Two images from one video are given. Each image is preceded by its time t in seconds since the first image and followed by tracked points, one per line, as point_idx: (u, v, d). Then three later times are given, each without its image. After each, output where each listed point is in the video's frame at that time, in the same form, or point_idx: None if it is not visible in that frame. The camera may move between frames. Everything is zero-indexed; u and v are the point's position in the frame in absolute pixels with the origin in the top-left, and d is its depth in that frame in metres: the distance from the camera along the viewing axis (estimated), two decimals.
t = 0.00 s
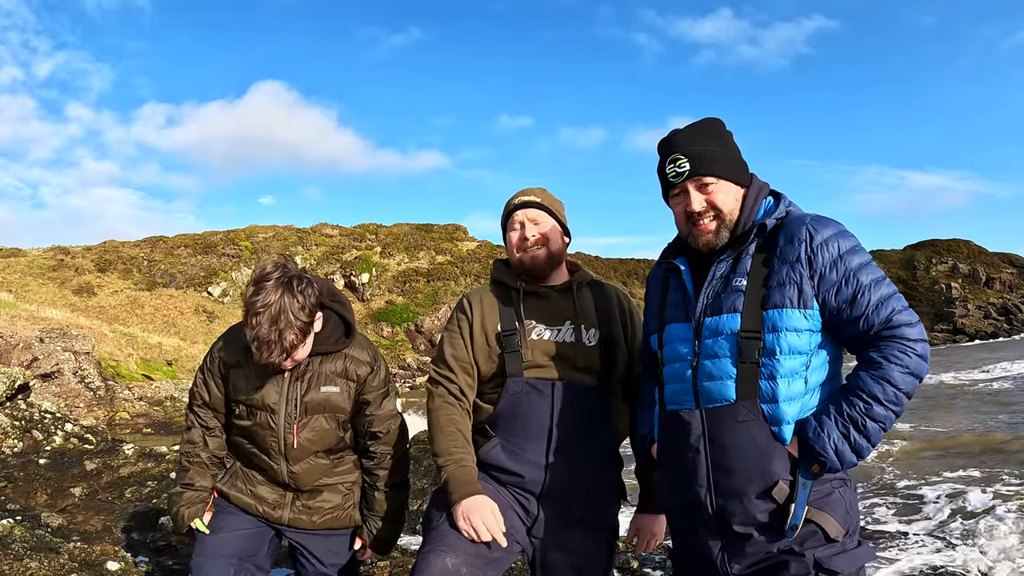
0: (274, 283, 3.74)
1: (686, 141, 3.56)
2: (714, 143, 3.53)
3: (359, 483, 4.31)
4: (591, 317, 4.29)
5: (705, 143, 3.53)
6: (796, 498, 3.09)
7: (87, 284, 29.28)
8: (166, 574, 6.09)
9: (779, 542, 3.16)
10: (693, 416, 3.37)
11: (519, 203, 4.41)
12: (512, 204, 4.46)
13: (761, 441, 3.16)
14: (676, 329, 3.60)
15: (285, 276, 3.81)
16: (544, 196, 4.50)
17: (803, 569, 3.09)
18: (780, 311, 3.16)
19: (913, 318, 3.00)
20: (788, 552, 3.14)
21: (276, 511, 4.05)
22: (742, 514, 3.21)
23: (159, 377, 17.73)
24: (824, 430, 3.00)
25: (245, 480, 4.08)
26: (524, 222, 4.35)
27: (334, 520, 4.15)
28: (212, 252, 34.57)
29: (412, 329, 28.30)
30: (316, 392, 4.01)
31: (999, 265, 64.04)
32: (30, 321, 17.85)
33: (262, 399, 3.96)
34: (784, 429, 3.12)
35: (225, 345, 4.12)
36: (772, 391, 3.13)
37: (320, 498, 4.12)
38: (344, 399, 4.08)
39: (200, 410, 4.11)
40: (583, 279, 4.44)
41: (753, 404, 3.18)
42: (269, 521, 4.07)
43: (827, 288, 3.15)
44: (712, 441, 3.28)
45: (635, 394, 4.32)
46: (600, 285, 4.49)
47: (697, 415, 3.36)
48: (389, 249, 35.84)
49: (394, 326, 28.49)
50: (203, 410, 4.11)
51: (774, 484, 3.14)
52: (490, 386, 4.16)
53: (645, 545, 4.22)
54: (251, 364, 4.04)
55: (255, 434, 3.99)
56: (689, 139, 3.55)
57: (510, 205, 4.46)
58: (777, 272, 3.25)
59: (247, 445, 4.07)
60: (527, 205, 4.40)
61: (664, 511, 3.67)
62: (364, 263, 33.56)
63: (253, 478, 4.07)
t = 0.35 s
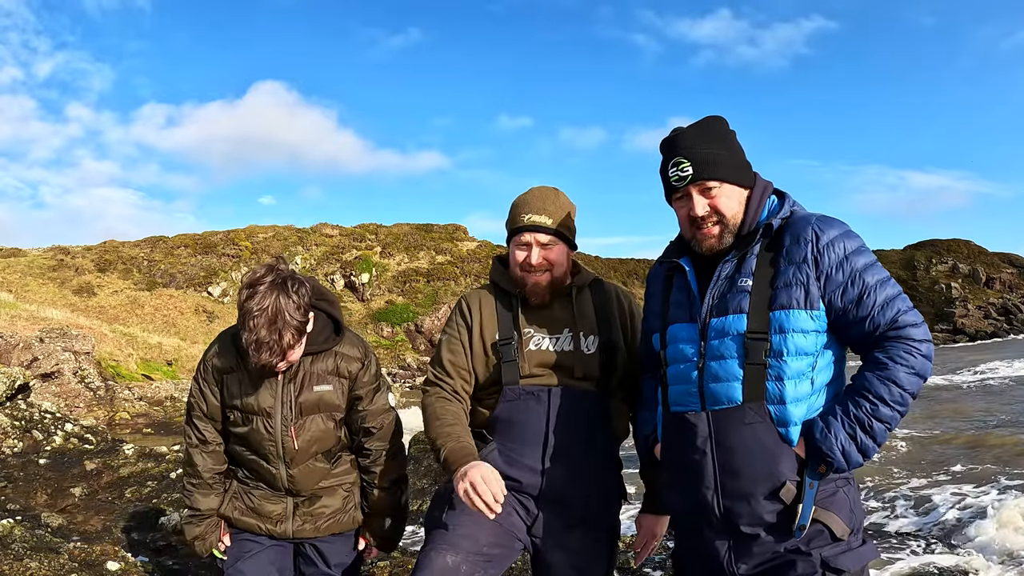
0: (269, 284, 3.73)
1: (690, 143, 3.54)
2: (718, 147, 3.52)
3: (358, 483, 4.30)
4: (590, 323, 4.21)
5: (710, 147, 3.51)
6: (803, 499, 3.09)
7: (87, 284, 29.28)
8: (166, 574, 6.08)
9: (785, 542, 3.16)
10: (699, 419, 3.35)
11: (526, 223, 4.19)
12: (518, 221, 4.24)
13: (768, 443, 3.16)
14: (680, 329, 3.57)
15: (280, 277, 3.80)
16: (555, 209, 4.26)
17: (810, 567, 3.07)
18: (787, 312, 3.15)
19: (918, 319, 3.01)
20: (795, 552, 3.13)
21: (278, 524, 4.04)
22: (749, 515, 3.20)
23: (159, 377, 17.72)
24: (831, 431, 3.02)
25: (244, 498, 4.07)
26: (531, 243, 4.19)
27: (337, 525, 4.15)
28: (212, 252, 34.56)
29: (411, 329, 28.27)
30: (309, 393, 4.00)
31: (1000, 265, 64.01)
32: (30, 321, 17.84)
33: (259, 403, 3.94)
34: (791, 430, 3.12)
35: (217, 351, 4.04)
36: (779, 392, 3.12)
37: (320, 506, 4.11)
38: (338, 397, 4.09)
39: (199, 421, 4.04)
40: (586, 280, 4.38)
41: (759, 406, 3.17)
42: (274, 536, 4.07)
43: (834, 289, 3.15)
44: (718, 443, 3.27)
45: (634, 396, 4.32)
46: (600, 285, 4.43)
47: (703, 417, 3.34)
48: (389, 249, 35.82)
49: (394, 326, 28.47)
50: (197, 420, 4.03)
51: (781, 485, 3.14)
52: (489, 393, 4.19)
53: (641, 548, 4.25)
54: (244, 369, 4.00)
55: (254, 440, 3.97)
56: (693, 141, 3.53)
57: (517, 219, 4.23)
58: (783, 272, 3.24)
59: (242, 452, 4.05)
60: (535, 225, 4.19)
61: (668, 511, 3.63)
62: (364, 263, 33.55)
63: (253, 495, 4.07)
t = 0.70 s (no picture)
0: (236, 249, 3.74)
1: (693, 143, 3.53)
2: (722, 147, 3.51)
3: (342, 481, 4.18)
4: (591, 322, 4.22)
5: (714, 147, 3.50)
6: (810, 498, 3.10)
7: (87, 284, 29.28)
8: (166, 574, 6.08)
9: (790, 541, 3.17)
10: (706, 419, 3.32)
11: (527, 216, 4.20)
12: (519, 214, 4.25)
13: (776, 442, 3.16)
14: (684, 329, 3.55)
15: (246, 241, 3.82)
16: (556, 203, 4.26)
17: (816, 567, 3.10)
18: (794, 312, 3.16)
19: (921, 320, 3.04)
20: (800, 552, 3.14)
21: (261, 529, 3.95)
22: (755, 515, 3.20)
23: (159, 377, 17.71)
24: (838, 430, 3.01)
25: (226, 502, 4.00)
26: (531, 237, 4.20)
27: (322, 528, 4.05)
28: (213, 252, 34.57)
29: (412, 329, 28.27)
30: (281, 377, 3.96)
31: (999, 265, 64.02)
32: (30, 321, 17.83)
33: (232, 389, 3.94)
34: (798, 430, 3.13)
35: (196, 343, 4.11)
36: (786, 392, 3.13)
37: (303, 506, 4.01)
38: (311, 381, 4.01)
39: (179, 415, 4.11)
40: (587, 280, 4.38)
41: (767, 406, 3.17)
42: (259, 542, 3.97)
43: (839, 290, 3.16)
44: (724, 443, 3.26)
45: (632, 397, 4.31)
46: (602, 285, 4.42)
47: (709, 417, 3.32)
48: (389, 249, 35.83)
49: (394, 326, 28.48)
50: (180, 414, 4.09)
51: (788, 485, 3.14)
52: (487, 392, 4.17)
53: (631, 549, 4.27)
54: (218, 357, 4.02)
55: (227, 429, 3.95)
56: (696, 142, 3.53)
57: (518, 213, 4.24)
58: (789, 273, 3.25)
59: (220, 446, 4.02)
60: (536, 219, 4.20)
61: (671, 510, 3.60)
62: (364, 263, 33.56)
63: (235, 497, 3.99)
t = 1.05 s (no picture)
0: (198, 221, 3.88)
1: (697, 142, 3.53)
2: (726, 146, 3.52)
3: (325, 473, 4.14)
4: (587, 322, 4.21)
5: (718, 146, 3.51)
6: (811, 497, 3.10)
7: (87, 284, 29.29)
8: (165, 574, 6.08)
9: (792, 541, 3.17)
10: (708, 417, 3.33)
11: (525, 212, 4.20)
12: (517, 211, 4.25)
13: (778, 442, 3.16)
14: (686, 328, 3.55)
15: (207, 217, 3.96)
16: (555, 201, 4.27)
17: (817, 566, 3.11)
18: (797, 312, 3.16)
19: (922, 321, 3.05)
20: (801, 551, 3.15)
21: (248, 535, 3.93)
22: (757, 514, 3.20)
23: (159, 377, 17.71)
24: (840, 429, 3.01)
25: (209, 512, 3.94)
26: (530, 233, 4.21)
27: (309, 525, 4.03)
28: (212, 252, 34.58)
29: (412, 329, 28.26)
30: (257, 365, 3.95)
31: (999, 265, 63.99)
32: (30, 321, 17.83)
33: (207, 384, 3.91)
34: (800, 429, 3.13)
35: (162, 348, 4.09)
36: (789, 392, 3.13)
37: (287, 505, 3.98)
38: (287, 367, 4.01)
39: (151, 424, 4.05)
40: (586, 279, 4.37)
41: (769, 405, 3.17)
42: (248, 547, 3.96)
43: (842, 290, 3.16)
44: (727, 442, 3.26)
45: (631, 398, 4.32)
46: (598, 284, 4.42)
47: (711, 416, 3.32)
48: (389, 249, 35.82)
49: (394, 326, 28.47)
50: (153, 423, 4.04)
51: (790, 484, 3.14)
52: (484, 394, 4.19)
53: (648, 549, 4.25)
54: (189, 355, 4.01)
55: (204, 427, 3.90)
56: (700, 141, 3.53)
57: (517, 209, 4.24)
58: (792, 273, 3.25)
59: (194, 449, 3.94)
60: (535, 215, 4.20)
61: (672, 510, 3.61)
62: (364, 263, 33.56)
63: (217, 505, 3.93)
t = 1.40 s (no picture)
0: (199, 213, 3.89)
1: (698, 141, 3.53)
2: (728, 146, 3.51)
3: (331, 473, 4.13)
4: (585, 322, 4.21)
5: (719, 145, 3.50)
6: (813, 497, 3.09)
7: (87, 284, 29.27)
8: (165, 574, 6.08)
9: (793, 541, 3.16)
10: (710, 417, 3.32)
11: (524, 212, 4.20)
12: (517, 210, 4.24)
13: (779, 442, 3.15)
14: (688, 328, 3.54)
15: (208, 209, 3.98)
16: (555, 201, 4.27)
17: (819, 567, 3.10)
18: (799, 312, 3.16)
19: (925, 321, 3.04)
20: (802, 552, 3.14)
21: (256, 535, 3.89)
22: (758, 514, 3.19)
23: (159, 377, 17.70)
24: (841, 430, 3.01)
25: (213, 515, 3.90)
26: (529, 232, 4.20)
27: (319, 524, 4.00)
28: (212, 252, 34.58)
29: (412, 329, 28.26)
30: (262, 361, 3.95)
31: (999, 265, 63.97)
32: (30, 321, 17.82)
33: (212, 381, 3.89)
34: (802, 429, 3.12)
35: (161, 347, 4.03)
36: (791, 391, 3.12)
37: (296, 504, 3.95)
38: (292, 362, 4.02)
39: (149, 426, 3.95)
40: (585, 280, 4.37)
41: (770, 405, 3.17)
42: (256, 548, 3.91)
43: (844, 290, 3.16)
44: (727, 442, 3.26)
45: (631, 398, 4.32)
46: (596, 285, 4.42)
47: (713, 416, 3.32)
48: (389, 249, 35.81)
49: (394, 326, 28.45)
50: (151, 423, 3.94)
51: (791, 485, 3.14)
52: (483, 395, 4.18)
53: (630, 551, 4.21)
54: (191, 352, 3.99)
55: (209, 425, 3.87)
56: (701, 140, 3.52)
57: (516, 209, 4.23)
58: (794, 272, 3.24)
59: (197, 447, 3.90)
60: (534, 215, 4.20)
61: (672, 510, 3.61)
62: (364, 263, 33.55)
63: (222, 507, 3.90)
